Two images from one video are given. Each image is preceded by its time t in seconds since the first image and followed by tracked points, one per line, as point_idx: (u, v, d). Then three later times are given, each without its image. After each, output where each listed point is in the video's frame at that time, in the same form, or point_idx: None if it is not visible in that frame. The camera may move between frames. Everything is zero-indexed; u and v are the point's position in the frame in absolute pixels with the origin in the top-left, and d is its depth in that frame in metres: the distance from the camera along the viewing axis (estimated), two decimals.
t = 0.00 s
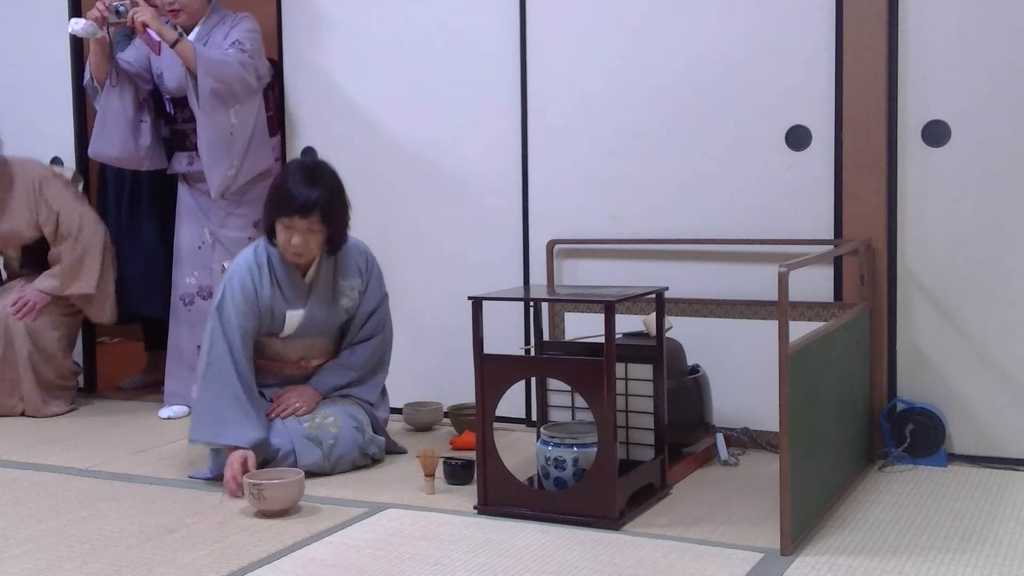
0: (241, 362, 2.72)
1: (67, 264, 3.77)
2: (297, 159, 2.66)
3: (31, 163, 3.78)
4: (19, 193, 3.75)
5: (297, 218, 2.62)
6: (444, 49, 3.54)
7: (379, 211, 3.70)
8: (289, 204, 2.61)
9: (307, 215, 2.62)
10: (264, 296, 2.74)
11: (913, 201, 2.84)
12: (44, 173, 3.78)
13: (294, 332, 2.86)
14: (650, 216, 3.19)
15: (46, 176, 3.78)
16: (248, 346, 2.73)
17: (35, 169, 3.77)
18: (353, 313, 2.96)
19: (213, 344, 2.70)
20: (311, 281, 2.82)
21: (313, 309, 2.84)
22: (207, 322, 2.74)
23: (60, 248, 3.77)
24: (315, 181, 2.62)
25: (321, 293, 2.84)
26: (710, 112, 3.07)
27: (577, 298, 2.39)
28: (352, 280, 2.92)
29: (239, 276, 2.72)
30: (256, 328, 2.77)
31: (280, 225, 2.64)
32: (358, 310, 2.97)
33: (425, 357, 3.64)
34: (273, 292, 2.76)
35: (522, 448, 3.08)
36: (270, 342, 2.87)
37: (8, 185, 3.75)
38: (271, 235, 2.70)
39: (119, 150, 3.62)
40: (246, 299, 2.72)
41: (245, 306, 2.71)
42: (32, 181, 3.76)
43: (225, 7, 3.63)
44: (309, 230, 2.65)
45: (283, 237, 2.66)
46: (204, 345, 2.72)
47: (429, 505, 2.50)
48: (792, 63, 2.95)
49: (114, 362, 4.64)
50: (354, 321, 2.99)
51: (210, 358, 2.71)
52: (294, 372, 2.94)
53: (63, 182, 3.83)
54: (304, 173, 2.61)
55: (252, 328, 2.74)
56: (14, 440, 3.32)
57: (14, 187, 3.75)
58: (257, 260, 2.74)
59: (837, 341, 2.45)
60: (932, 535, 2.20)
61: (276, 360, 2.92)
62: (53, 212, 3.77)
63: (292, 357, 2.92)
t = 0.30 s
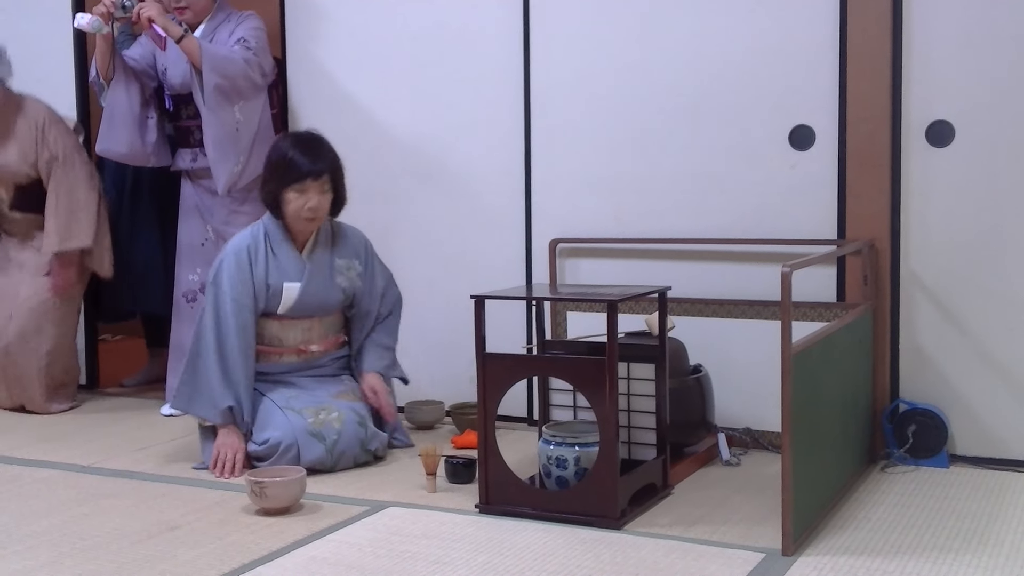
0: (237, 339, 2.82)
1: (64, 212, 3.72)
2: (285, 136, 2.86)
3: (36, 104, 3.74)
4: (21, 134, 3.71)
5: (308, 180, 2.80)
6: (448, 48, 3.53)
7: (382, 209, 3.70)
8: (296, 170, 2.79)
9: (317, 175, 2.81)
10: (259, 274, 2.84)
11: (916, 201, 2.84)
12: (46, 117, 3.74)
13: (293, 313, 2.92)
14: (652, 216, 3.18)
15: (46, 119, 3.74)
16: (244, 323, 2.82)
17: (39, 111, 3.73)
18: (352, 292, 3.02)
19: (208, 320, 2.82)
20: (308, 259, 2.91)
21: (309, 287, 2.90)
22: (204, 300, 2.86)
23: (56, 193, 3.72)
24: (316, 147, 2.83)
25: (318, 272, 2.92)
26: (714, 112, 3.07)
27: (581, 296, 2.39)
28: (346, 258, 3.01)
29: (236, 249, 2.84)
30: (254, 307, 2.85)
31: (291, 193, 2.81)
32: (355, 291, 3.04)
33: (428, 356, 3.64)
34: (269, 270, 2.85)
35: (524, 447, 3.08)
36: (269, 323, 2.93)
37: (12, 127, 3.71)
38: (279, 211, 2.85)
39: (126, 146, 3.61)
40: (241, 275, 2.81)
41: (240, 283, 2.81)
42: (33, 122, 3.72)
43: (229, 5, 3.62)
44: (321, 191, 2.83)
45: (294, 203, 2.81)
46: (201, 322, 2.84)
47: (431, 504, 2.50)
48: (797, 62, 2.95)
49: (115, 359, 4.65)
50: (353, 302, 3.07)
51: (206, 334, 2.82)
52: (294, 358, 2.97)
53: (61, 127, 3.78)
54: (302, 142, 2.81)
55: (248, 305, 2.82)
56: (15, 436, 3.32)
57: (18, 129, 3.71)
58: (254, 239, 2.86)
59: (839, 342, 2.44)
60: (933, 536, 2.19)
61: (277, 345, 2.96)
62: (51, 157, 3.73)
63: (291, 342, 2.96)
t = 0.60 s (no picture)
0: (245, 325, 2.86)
1: (68, 160, 3.61)
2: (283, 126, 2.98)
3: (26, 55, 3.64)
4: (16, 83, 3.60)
5: (313, 151, 2.91)
6: (450, 45, 3.53)
7: (384, 206, 3.70)
8: (299, 144, 2.90)
9: (321, 147, 2.92)
10: (267, 262, 2.87)
11: (919, 199, 2.84)
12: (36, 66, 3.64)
13: (299, 302, 2.95)
14: (654, 214, 3.18)
15: (37, 69, 3.63)
16: (252, 309, 2.86)
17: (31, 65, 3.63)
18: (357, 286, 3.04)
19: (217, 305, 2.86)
20: (314, 247, 2.93)
21: (315, 277, 2.92)
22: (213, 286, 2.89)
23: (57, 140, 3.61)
24: (316, 127, 2.95)
25: (324, 262, 2.94)
26: (717, 109, 3.06)
27: (583, 294, 2.38)
28: (352, 250, 3.03)
29: (246, 237, 2.87)
30: (262, 295, 2.88)
31: (297, 167, 2.89)
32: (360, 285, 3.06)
33: (430, 352, 3.65)
34: (278, 258, 2.89)
35: (526, 444, 3.08)
36: (276, 313, 2.95)
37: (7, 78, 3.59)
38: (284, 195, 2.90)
39: (126, 143, 3.61)
40: (250, 263, 2.85)
41: (250, 270, 2.84)
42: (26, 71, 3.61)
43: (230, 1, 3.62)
44: (326, 162, 2.92)
45: (299, 178, 2.88)
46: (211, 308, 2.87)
47: (433, 500, 2.51)
48: (800, 60, 2.94)
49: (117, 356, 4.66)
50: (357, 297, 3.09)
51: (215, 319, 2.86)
52: (299, 348, 3.00)
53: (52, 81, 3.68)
54: (305, 125, 2.94)
55: (256, 292, 2.86)
56: (18, 431, 3.33)
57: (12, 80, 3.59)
58: (264, 227, 2.89)
59: (840, 341, 2.44)
60: (934, 534, 2.19)
61: (280, 336, 2.98)
62: (46, 107, 3.62)
63: (295, 332, 2.98)
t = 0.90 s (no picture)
0: (268, 324, 2.83)
1: (47, 141, 3.44)
2: (314, 126, 2.94)
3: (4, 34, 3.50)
4: None
5: (349, 161, 2.90)
6: (452, 44, 3.53)
7: (385, 205, 3.70)
8: (338, 153, 2.89)
9: (357, 158, 2.92)
10: (293, 261, 2.86)
11: (920, 200, 2.84)
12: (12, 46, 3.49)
13: (317, 302, 2.94)
14: (654, 213, 3.18)
15: (15, 50, 3.49)
16: (275, 308, 2.83)
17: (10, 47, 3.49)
18: (368, 286, 3.06)
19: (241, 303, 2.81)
20: (333, 246, 2.95)
21: (335, 277, 2.93)
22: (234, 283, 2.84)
23: (32, 121, 3.45)
24: (352, 135, 2.94)
25: (342, 262, 2.96)
26: (719, 109, 3.06)
27: (582, 294, 2.38)
28: (363, 252, 3.06)
29: (272, 233, 2.85)
30: (285, 294, 2.86)
31: (331, 172, 2.89)
32: (370, 285, 3.08)
33: (430, 351, 3.65)
34: (302, 257, 2.88)
35: (526, 443, 3.08)
36: (293, 312, 2.94)
37: None
38: (310, 194, 2.91)
39: (125, 144, 3.60)
40: (277, 261, 2.82)
41: (277, 269, 2.82)
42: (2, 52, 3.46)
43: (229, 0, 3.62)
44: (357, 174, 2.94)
45: (332, 184, 2.88)
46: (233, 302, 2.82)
47: (434, 499, 2.51)
48: (802, 60, 2.94)
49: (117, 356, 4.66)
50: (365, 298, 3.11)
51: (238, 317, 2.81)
52: (311, 347, 2.99)
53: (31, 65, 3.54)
54: (343, 131, 2.92)
55: (280, 291, 2.84)
56: (18, 430, 3.33)
57: None
58: (289, 226, 2.88)
59: (840, 343, 2.43)
60: (936, 534, 2.19)
61: (294, 335, 2.96)
62: (25, 87, 3.45)
63: (309, 331, 2.98)
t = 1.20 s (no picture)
0: (286, 325, 2.86)
1: (46, 139, 3.29)
2: (323, 125, 2.92)
3: None
4: None
5: (359, 164, 2.90)
6: (452, 45, 3.52)
7: (383, 206, 3.70)
8: (351, 156, 2.88)
9: (366, 161, 2.93)
10: (307, 261, 2.89)
11: (917, 198, 2.84)
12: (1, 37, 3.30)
13: (332, 300, 3.00)
14: (653, 213, 3.18)
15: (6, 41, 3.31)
16: (293, 310, 2.87)
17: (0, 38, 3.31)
18: (370, 280, 3.12)
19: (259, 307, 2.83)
20: (340, 243, 3.01)
21: (349, 274, 3.00)
22: (247, 287, 2.84)
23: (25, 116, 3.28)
24: (363, 138, 2.92)
25: (351, 258, 3.03)
26: (718, 109, 3.06)
27: (581, 293, 2.38)
28: (364, 248, 3.12)
29: (281, 236, 2.86)
30: (300, 295, 2.89)
31: (341, 175, 2.89)
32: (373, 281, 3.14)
33: (428, 351, 3.65)
34: (318, 256, 2.92)
35: (524, 443, 3.09)
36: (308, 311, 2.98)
37: None
38: (317, 194, 2.91)
39: (120, 144, 3.61)
40: (293, 263, 2.85)
41: (293, 270, 2.85)
42: None
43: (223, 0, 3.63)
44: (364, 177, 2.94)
45: (342, 188, 2.89)
46: (250, 306, 2.83)
47: (433, 499, 2.51)
48: (800, 59, 2.94)
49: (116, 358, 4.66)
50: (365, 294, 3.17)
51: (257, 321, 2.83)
52: (327, 345, 3.05)
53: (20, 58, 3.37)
54: (352, 134, 2.90)
55: (296, 292, 2.87)
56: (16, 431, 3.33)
57: None
58: (299, 226, 2.90)
59: (838, 341, 2.42)
60: (934, 532, 2.19)
61: (311, 334, 3.01)
62: (19, 80, 3.28)
63: (325, 329, 3.04)
